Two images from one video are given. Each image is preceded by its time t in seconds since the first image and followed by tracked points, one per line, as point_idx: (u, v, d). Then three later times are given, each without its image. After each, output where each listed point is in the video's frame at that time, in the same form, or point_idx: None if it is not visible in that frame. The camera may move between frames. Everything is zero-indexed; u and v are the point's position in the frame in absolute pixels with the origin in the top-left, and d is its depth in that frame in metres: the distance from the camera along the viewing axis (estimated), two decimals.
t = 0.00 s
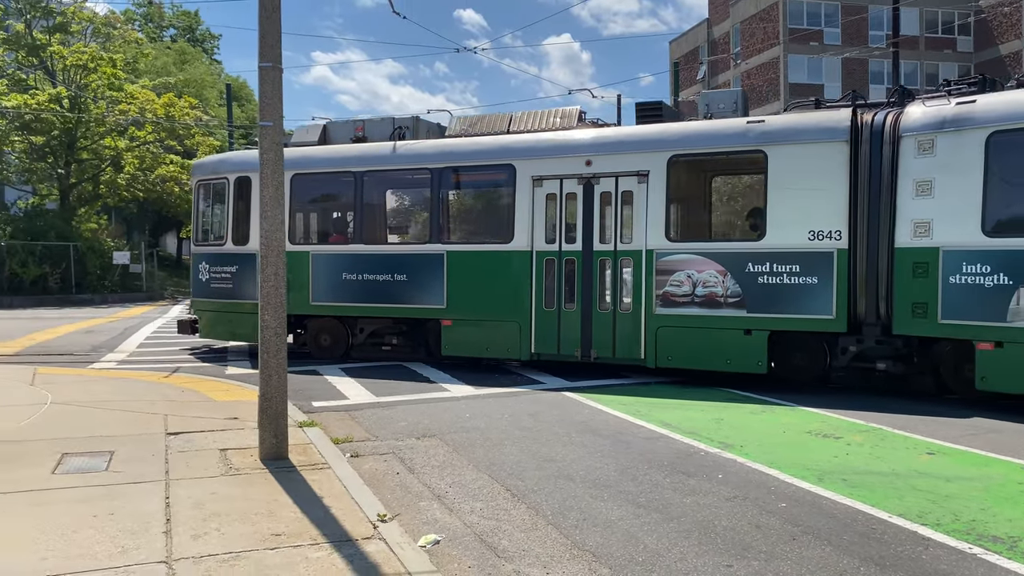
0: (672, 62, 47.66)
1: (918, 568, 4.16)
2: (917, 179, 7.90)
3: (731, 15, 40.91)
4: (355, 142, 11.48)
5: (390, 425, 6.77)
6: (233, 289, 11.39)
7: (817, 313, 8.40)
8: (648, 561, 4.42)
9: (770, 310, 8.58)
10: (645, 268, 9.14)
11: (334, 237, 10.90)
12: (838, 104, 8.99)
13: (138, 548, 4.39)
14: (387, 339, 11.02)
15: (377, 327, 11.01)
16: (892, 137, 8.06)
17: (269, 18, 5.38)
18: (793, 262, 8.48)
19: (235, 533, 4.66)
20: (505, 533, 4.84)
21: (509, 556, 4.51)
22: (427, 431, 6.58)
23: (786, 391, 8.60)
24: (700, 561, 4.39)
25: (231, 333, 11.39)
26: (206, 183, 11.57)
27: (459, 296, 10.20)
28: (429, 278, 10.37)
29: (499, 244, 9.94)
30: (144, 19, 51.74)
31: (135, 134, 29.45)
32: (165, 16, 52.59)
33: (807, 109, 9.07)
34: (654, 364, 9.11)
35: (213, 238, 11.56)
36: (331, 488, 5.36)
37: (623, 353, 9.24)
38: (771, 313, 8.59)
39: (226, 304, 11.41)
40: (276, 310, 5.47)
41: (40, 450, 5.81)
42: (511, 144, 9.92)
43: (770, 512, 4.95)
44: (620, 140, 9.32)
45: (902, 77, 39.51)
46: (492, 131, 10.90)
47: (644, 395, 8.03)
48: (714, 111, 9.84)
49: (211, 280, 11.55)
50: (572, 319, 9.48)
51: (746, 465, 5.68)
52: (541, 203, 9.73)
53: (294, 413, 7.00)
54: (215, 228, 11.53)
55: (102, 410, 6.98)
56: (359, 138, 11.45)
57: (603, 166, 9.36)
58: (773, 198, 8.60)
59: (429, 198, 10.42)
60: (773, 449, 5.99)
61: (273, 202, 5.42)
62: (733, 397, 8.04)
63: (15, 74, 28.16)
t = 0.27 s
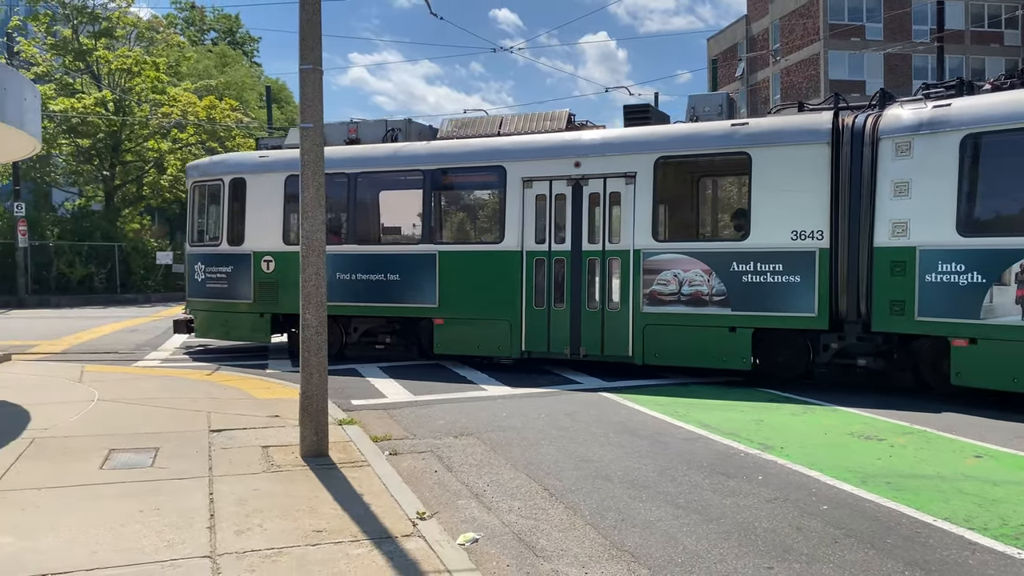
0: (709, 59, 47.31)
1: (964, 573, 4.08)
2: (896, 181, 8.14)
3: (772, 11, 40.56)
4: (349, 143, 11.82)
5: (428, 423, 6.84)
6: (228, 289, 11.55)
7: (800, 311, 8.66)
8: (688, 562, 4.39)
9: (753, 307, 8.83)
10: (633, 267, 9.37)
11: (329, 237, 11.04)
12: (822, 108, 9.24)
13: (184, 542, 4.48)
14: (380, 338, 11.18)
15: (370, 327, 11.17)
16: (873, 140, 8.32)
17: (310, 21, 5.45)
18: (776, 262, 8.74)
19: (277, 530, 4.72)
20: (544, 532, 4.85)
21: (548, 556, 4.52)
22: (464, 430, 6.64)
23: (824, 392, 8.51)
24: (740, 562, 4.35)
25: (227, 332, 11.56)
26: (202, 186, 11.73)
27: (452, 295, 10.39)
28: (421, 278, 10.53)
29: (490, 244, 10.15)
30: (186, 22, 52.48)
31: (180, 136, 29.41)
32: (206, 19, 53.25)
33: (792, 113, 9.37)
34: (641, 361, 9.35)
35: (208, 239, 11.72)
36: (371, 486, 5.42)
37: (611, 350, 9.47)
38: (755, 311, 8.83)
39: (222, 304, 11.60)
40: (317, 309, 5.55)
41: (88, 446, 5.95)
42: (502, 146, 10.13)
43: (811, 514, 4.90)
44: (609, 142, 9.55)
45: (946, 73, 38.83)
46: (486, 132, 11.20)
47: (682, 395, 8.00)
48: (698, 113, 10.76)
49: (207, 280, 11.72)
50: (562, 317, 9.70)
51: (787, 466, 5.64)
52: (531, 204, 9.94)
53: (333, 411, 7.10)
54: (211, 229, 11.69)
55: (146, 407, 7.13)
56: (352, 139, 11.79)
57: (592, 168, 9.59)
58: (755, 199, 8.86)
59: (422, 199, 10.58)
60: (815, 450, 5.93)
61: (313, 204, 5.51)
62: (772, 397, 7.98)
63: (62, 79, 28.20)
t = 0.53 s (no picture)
0: (745, 56, 46.84)
1: None
2: (873, 182, 8.40)
3: (809, 7, 40.08)
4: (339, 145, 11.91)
5: (464, 422, 6.89)
6: (220, 288, 11.70)
7: (782, 308, 8.93)
8: (726, 563, 4.36)
9: (735, 305, 9.11)
10: (619, 267, 9.65)
11: (321, 237, 11.19)
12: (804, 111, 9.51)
13: (226, 537, 4.55)
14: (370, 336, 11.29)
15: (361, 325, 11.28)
16: (851, 141, 8.56)
17: (348, 24, 5.52)
18: (757, 261, 9.03)
19: (317, 526, 4.78)
20: (580, 532, 4.85)
21: (584, 556, 4.52)
22: (500, 429, 6.68)
23: (862, 393, 8.40)
24: (779, 564, 4.31)
25: (218, 330, 11.72)
26: (195, 187, 11.90)
27: (444, 294, 10.62)
28: (413, 278, 10.76)
29: (480, 244, 10.38)
30: (225, 25, 53.08)
31: (221, 140, 29.34)
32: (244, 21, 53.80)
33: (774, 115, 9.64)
34: (628, 358, 9.63)
35: (200, 239, 11.86)
36: (408, 484, 5.47)
37: (598, 347, 9.76)
38: (738, 308, 9.11)
39: (213, 303, 11.74)
40: (355, 307, 5.62)
41: (132, 442, 6.08)
42: (493, 147, 10.37)
43: (851, 517, 4.84)
44: (596, 144, 9.80)
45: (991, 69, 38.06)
46: (475, 134, 11.33)
47: (719, 396, 7.95)
48: (683, 115, 10.73)
49: (199, 279, 11.86)
50: (551, 315, 9.96)
51: (827, 468, 5.58)
52: (520, 205, 10.20)
53: (371, 409, 7.19)
54: (203, 229, 11.83)
55: (188, 404, 7.28)
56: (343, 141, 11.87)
57: (579, 169, 9.85)
58: (737, 200, 9.14)
59: (414, 200, 10.83)
60: (856, 453, 5.87)
61: (351, 203, 5.58)
62: (810, 399, 7.90)
63: (105, 82, 28.75)
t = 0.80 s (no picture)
0: (780, 53, 46.35)
1: None
2: (847, 183, 8.59)
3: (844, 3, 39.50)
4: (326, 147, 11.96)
5: (496, 422, 6.93)
6: (209, 288, 11.81)
7: (760, 306, 9.10)
8: (761, 565, 4.32)
9: (714, 303, 9.28)
10: (602, 267, 9.79)
11: (309, 238, 11.33)
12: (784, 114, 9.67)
13: (261, 534, 4.60)
14: (359, 335, 11.46)
15: (349, 324, 11.44)
16: (827, 143, 8.73)
17: (382, 25, 5.55)
18: (736, 261, 9.20)
19: (351, 523, 4.82)
20: (612, 532, 4.84)
21: (617, 556, 4.50)
22: (532, 429, 6.70)
23: (896, 395, 8.29)
24: (815, 567, 4.26)
25: (207, 330, 11.82)
26: (184, 187, 12.01)
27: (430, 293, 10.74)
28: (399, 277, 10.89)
29: (465, 244, 10.49)
30: (258, 26, 53.47)
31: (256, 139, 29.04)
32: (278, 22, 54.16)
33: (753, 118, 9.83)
34: (611, 355, 9.78)
35: (189, 239, 11.96)
36: (441, 482, 5.49)
37: (582, 346, 9.90)
38: (717, 306, 9.27)
39: (202, 302, 11.86)
40: (388, 306, 5.67)
41: (168, 439, 6.18)
42: (478, 149, 10.48)
43: (888, 520, 4.78)
44: (578, 145, 9.94)
45: None
46: (461, 136, 11.41)
47: (753, 397, 7.92)
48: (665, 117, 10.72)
49: (187, 279, 11.97)
50: (535, 314, 10.09)
51: (863, 471, 5.54)
52: (505, 205, 10.32)
53: (403, 408, 7.26)
54: (192, 229, 11.93)
55: (223, 401, 7.39)
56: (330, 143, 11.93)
57: (562, 170, 9.99)
58: (717, 201, 9.30)
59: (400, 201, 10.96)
60: (893, 455, 5.82)
61: (385, 202, 5.62)
62: (845, 400, 7.84)
63: (142, 84, 28.65)
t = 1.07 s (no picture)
0: (811, 51, 45.92)
1: None
2: (817, 185, 8.87)
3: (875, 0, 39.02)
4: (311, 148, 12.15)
5: (523, 421, 6.96)
6: (193, 288, 11.93)
7: (733, 305, 9.32)
8: (791, 568, 4.28)
9: (690, 302, 9.47)
10: (580, 267, 9.95)
11: (292, 238, 11.46)
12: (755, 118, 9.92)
13: (292, 531, 4.64)
14: (343, 334, 11.70)
15: (333, 323, 11.67)
16: (798, 147, 9.01)
17: (410, 27, 5.58)
18: (711, 260, 9.40)
19: (380, 521, 4.85)
20: (641, 533, 4.82)
21: (646, 557, 4.49)
22: (559, 430, 6.71)
23: (928, 397, 8.18)
24: (846, 571, 4.21)
25: (191, 330, 11.94)
26: (168, 188, 12.10)
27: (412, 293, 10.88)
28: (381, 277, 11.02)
29: (446, 244, 10.61)
30: (288, 29, 54.04)
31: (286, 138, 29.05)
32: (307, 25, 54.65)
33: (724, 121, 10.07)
34: (590, 353, 9.92)
35: (173, 240, 12.07)
36: (469, 482, 5.51)
37: (561, 344, 10.04)
38: (693, 305, 9.46)
39: (186, 302, 11.99)
40: (417, 306, 5.71)
41: (201, 437, 6.28)
42: (459, 151, 10.61)
43: (921, 524, 4.73)
44: (557, 147, 10.11)
45: None
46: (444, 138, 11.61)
47: (783, 399, 7.87)
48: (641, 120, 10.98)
49: (172, 279, 12.09)
50: (516, 313, 10.20)
51: (895, 474, 5.49)
52: (485, 206, 10.43)
53: (431, 408, 7.32)
54: (177, 230, 12.04)
55: (254, 400, 7.50)
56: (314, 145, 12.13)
57: (541, 172, 10.13)
58: (694, 202, 9.50)
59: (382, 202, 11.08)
60: (926, 458, 5.76)
61: (413, 202, 5.65)
62: (877, 402, 7.77)
63: (175, 87, 28.94)
